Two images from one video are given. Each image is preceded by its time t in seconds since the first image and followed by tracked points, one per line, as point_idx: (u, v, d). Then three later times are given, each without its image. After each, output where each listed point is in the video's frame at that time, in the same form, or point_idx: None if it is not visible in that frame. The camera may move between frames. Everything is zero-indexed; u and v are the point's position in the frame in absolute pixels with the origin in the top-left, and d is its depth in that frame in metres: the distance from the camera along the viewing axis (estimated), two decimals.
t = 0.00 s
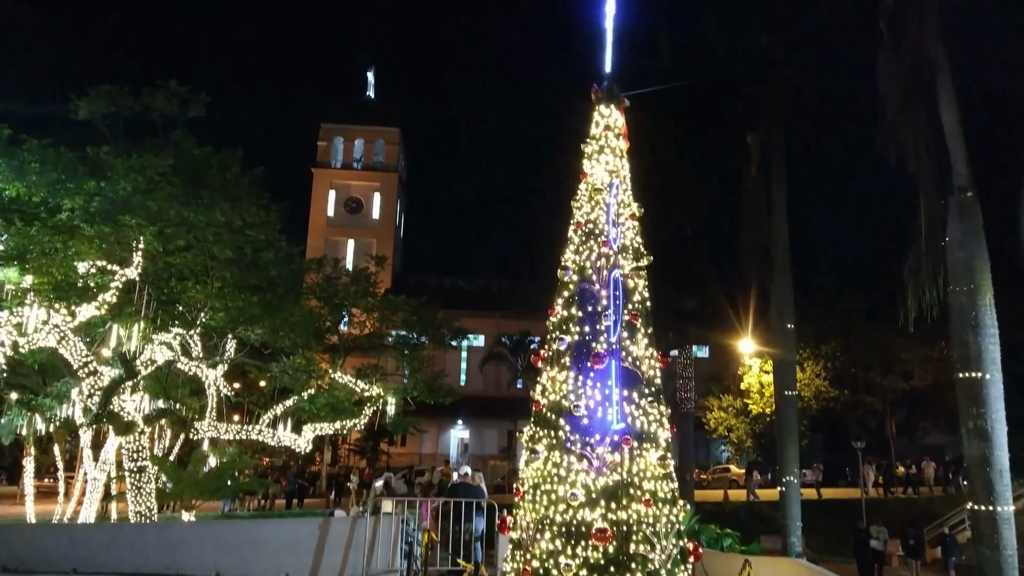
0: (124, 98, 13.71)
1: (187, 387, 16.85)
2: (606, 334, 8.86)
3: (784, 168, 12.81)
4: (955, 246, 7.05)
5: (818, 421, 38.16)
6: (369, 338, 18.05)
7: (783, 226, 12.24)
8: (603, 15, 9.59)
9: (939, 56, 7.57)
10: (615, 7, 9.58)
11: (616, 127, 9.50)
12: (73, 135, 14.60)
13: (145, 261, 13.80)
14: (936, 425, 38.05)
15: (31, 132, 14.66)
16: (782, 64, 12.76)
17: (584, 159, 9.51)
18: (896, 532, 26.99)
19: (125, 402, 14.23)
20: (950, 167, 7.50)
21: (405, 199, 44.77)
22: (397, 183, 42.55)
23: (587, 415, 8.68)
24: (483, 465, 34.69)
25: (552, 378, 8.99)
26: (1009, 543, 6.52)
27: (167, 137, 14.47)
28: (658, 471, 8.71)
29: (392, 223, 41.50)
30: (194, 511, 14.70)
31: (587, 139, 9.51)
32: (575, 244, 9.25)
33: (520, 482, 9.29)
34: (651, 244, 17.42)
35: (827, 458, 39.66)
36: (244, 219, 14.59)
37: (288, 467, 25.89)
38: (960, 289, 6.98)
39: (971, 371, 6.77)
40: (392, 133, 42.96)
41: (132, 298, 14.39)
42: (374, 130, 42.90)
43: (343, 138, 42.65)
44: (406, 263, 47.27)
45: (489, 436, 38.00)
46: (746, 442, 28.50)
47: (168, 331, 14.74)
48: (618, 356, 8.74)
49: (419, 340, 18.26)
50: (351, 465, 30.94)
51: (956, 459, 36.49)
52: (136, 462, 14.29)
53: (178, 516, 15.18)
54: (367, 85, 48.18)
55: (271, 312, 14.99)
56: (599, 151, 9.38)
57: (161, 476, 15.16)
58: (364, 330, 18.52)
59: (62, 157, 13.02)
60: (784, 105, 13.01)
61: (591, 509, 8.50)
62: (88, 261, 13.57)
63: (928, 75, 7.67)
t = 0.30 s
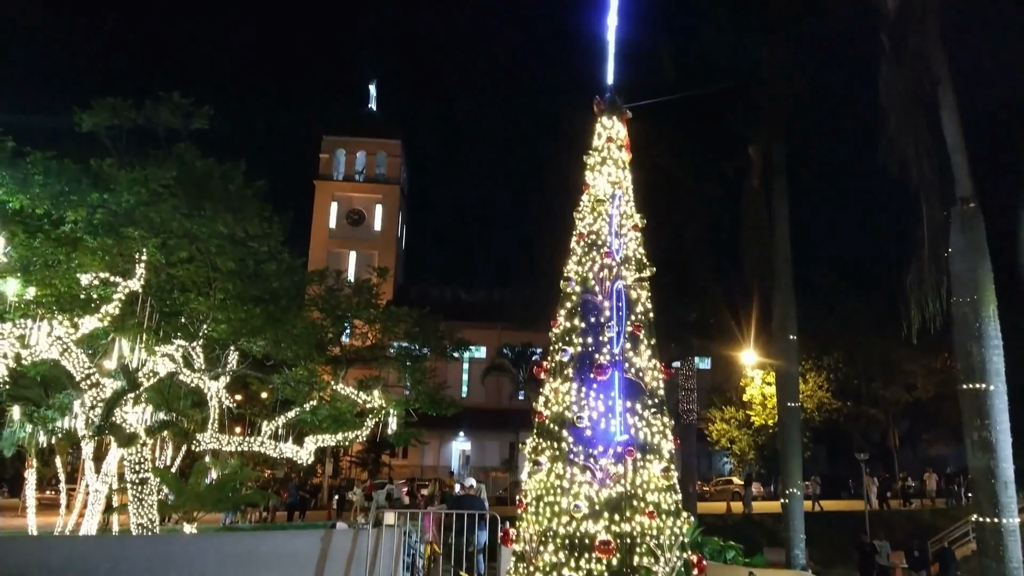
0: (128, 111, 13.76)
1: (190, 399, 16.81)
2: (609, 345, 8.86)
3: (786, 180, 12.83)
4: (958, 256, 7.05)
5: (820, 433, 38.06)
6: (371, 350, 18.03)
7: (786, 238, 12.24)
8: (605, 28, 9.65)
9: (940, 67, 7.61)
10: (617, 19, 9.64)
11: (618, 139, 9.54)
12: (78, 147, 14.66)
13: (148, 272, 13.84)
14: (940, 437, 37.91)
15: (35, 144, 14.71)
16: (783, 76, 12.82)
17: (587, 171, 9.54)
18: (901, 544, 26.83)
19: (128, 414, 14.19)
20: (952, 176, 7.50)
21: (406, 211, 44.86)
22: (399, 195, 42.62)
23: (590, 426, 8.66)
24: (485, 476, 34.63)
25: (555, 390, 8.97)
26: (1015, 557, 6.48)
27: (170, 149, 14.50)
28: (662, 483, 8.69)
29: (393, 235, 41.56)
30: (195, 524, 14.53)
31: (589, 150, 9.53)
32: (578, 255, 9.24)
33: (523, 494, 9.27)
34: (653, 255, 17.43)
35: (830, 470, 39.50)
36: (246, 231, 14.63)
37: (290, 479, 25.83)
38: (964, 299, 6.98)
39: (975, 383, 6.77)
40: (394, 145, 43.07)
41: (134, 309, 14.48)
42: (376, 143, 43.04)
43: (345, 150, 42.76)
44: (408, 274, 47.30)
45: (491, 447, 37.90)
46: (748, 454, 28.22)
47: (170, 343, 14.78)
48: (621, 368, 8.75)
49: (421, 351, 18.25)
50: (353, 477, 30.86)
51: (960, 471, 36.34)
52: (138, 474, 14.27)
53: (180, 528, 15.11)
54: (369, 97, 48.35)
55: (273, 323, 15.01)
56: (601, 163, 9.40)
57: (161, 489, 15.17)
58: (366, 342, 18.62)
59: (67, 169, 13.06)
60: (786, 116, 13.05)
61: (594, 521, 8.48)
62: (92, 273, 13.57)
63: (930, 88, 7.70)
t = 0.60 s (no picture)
0: (132, 119, 13.81)
1: (195, 407, 16.83)
2: (613, 352, 8.84)
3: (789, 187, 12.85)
4: (963, 263, 7.05)
5: (824, 441, 37.96)
6: (374, 358, 18.03)
7: (789, 246, 12.25)
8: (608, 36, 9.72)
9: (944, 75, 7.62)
10: (620, 27, 9.70)
11: (622, 146, 9.55)
12: (82, 157, 14.72)
13: (152, 280, 13.91)
14: (945, 445, 37.79)
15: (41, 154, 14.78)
16: (785, 83, 12.86)
17: (590, 178, 9.56)
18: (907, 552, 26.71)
19: (132, 422, 14.36)
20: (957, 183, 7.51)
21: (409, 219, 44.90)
22: (401, 203, 42.67)
23: (595, 434, 8.64)
24: (488, 484, 34.57)
25: (559, 397, 8.98)
26: None
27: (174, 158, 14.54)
28: (667, 491, 8.68)
29: (396, 243, 41.61)
30: (199, 532, 14.45)
31: (593, 158, 9.56)
32: (581, 262, 9.27)
33: (527, 501, 9.29)
34: (657, 262, 17.44)
35: (835, 478, 39.40)
36: (250, 239, 14.66)
37: (294, 487, 25.80)
38: (969, 306, 6.97)
39: (981, 391, 6.76)
40: (396, 154, 43.14)
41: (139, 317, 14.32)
42: (378, 151, 43.11)
43: (348, 158, 42.88)
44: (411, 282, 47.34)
45: (493, 456, 37.84)
46: (752, 461, 27.72)
47: (174, 351, 14.56)
48: (625, 375, 8.74)
49: (424, 359, 18.27)
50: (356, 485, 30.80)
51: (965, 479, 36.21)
52: (142, 482, 14.32)
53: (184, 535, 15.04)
54: (372, 106, 48.51)
55: (276, 331, 14.90)
56: (605, 169, 9.42)
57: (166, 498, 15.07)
58: (369, 349, 18.56)
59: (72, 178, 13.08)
60: (789, 124, 13.08)
61: (599, 529, 8.47)
62: (96, 281, 13.63)
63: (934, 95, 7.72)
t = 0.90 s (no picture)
0: (140, 125, 13.89)
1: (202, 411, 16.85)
2: (620, 355, 8.86)
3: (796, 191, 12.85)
4: (973, 265, 7.06)
5: (831, 445, 37.83)
6: (381, 361, 17.97)
7: (797, 250, 12.24)
8: (613, 39, 9.76)
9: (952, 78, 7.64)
10: (625, 30, 9.72)
11: (628, 148, 9.56)
12: (91, 163, 14.80)
13: (160, 286, 14.03)
14: (954, 449, 37.62)
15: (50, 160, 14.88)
16: (791, 87, 12.87)
17: (597, 181, 9.58)
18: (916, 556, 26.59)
19: (141, 426, 14.17)
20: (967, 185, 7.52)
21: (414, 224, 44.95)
22: (407, 208, 42.74)
23: (602, 437, 8.66)
24: (494, 488, 34.57)
25: (566, 401, 8.99)
26: None
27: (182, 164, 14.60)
28: (675, 494, 8.68)
29: (401, 247, 41.67)
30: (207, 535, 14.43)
31: (599, 161, 9.59)
32: (588, 265, 9.29)
33: (534, 505, 9.31)
34: (663, 266, 17.44)
35: (842, 482, 39.25)
36: (257, 243, 14.72)
37: (300, 491, 25.81)
38: (980, 309, 6.98)
39: (992, 394, 6.78)
40: (401, 158, 43.21)
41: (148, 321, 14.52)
42: (384, 156, 43.18)
43: (354, 163, 42.95)
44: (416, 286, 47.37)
45: (499, 460, 37.79)
46: (760, 466, 27.64)
47: (183, 354, 14.47)
48: (632, 378, 8.76)
49: (430, 363, 18.31)
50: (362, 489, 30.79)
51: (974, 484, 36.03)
52: (151, 485, 14.35)
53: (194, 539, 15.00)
54: (377, 111, 48.63)
55: (283, 335, 14.91)
56: (611, 173, 9.44)
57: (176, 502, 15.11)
58: (376, 353, 18.56)
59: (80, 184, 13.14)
60: (796, 128, 13.09)
61: (606, 532, 8.48)
62: (105, 286, 13.81)
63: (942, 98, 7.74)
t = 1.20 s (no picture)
0: (153, 129, 13.97)
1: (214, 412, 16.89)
2: (632, 356, 8.87)
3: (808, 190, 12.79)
4: (989, 265, 7.01)
5: (844, 446, 37.61)
6: (391, 362, 18.12)
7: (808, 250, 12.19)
8: (623, 39, 9.76)
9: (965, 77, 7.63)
10: (636, 30, 9.72)
11: (638, 148, 9.56)
12: (105, 167, 14.92)
13: (173, 288, 14.10)
14: (968, 450, 37.36)
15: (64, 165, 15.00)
16: (803, 87, 12.84)
17: (607, 181, 9.57)
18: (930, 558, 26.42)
19: (154, 427, 14.26)
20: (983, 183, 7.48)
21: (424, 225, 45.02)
22: (417, 210, 42.81)
23: (614, 438, 8.67)
24: (505, 489, 34.68)
25: (578, 401, 8.97)
26: None
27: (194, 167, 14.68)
28: (687, 495, 8.67)
29: (411, 249, 41.75)
30: (220, 536, 14.52)
31: (609, 161, 9.58)
32: (599, 266, 9.27)
33: (546, 505, 9.32)
34: (675, 267, 17.42)
35: (856, 483, 39.06)
36: (268, 245, 14.78)
37: (312, 492, 25.88)
38: (995, 309, 6.93)
39: (1008, 394, 6.72)
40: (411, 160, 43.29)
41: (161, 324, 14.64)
42: (393, 158, 43.26)
43: (364, 166, 43.06)
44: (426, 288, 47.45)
45: (510, 461, 37.79)
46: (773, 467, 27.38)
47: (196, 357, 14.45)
48: (644, 379, 8.76)
49: (441, 365, 18.46)
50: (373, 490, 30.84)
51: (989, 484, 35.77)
52: (165, 486, 14.54)
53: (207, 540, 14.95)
54: (387, 114, 48.75)
55: (296, 336, 15.20)
56: (622, 173, 9.43)
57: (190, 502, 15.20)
58: (386, 355, 18.66)
59: (93, 189, 13.31)
60: (807, 128, 13.06)
61: (619, 533, 8.48)
62: (119, 288, 13.89)
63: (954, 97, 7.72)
